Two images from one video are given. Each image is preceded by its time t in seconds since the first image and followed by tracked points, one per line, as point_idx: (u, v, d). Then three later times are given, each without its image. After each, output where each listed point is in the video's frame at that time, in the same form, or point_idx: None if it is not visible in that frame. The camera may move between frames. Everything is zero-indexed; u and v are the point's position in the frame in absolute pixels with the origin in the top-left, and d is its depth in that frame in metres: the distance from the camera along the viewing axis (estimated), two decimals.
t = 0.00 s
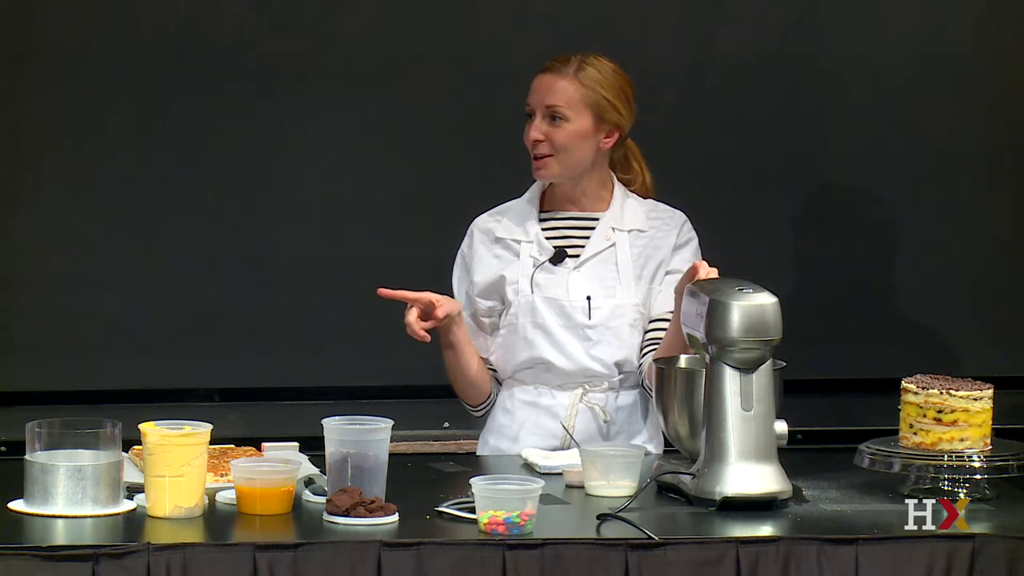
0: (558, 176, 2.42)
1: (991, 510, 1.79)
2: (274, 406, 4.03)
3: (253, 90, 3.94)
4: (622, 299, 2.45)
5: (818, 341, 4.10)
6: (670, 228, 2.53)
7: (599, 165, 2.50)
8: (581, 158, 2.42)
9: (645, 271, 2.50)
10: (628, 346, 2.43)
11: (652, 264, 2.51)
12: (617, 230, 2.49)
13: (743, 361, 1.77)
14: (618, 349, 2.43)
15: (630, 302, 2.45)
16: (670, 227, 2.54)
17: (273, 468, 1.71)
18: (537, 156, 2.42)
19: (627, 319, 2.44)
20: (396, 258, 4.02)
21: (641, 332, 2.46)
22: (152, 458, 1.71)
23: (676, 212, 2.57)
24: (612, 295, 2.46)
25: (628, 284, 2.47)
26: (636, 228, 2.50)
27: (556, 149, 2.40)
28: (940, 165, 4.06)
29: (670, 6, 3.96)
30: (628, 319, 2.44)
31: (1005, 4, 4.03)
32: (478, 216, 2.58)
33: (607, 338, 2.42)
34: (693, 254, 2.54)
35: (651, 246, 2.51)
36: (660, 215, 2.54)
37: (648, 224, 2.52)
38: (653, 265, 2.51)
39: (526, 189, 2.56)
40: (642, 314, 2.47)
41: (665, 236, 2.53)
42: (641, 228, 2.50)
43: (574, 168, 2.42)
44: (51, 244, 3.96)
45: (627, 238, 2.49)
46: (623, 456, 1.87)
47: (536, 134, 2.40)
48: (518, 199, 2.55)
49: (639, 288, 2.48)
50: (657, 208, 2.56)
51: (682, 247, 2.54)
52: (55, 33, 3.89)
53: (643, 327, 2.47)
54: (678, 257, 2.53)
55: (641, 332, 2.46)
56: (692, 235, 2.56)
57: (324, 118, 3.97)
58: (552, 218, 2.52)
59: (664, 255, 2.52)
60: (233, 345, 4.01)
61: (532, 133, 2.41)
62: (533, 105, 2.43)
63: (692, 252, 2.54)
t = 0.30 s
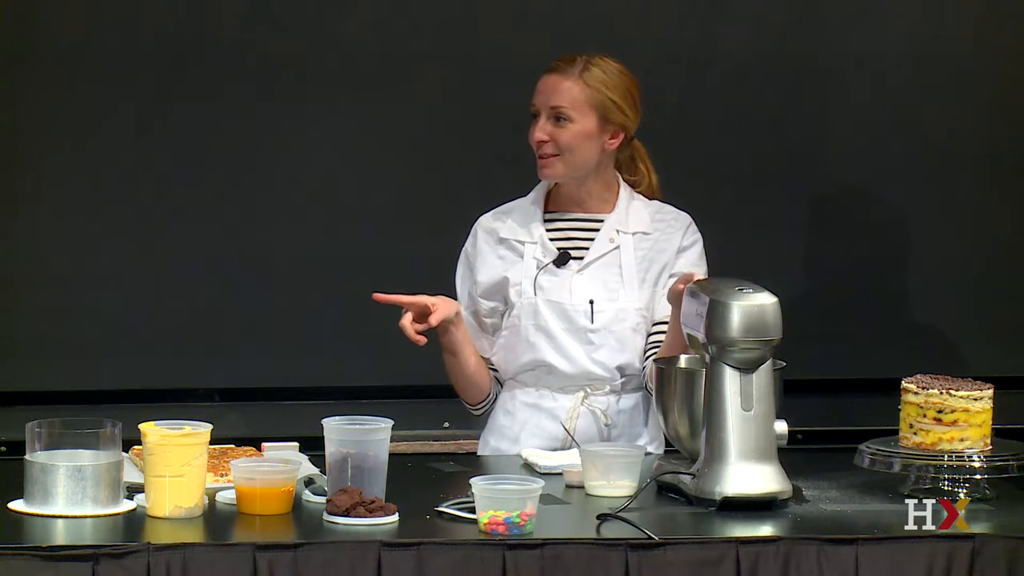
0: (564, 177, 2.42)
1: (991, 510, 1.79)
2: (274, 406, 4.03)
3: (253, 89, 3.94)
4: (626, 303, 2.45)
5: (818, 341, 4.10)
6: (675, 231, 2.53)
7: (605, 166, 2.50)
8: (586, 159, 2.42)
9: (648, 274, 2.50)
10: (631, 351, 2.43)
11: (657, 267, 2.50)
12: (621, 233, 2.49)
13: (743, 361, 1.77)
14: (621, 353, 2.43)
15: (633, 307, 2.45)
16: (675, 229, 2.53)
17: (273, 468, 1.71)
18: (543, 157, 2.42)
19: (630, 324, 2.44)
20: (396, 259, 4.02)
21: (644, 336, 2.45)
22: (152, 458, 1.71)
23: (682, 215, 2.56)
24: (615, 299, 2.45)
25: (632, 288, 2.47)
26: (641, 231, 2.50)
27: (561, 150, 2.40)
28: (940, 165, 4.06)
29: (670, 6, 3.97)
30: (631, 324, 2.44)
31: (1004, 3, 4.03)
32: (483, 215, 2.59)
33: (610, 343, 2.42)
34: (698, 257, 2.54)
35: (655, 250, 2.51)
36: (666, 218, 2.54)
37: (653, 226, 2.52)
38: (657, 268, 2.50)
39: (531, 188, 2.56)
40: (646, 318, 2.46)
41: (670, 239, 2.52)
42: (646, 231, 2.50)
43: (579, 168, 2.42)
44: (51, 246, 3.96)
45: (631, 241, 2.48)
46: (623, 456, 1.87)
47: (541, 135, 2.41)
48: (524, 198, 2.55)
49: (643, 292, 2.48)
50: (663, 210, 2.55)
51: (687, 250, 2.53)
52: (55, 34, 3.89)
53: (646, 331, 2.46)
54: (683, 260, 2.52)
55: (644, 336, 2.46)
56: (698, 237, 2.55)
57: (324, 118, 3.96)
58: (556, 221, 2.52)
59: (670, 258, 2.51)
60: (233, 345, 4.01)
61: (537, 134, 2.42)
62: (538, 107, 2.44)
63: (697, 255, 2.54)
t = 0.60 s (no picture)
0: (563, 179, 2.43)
1: (990, 510, 1.79)
2: (275, 406, 4.03)
3: (253, 89, 3.94)
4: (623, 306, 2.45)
5: (818, 341, 4.10)
6: (672, 231, 2.53)
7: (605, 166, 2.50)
8: (586, 161, 2.43)
9: (645, 276, 2.50)
10: (628, 354, 2.43)
11: (654, 268, 2.50)
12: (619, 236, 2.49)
13: (743, 361, 1.77)
14: (619, 356, 2.42)
15: (631, 309, 2.45)
16: (672, 230, 2.53)
17: (273, 468, 1.72)
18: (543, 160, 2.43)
19: (628, 327, 2.44)
20: (396, 258, 4.02)
21: (642, 338, 2.45)
22: (153, 458, 1.71)
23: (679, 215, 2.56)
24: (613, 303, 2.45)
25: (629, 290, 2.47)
26: (638, 232, 2.50)
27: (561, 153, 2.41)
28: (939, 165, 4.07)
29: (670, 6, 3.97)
30: (629, 327, 2.44)
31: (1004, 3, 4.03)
32: (481, 216, 2.59)
33: (607, 346, 2.42)
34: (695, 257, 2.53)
35: (652, 251, 2.51)
36: (662, 218, 2.54)
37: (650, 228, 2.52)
38: (654, 269, 2.51)
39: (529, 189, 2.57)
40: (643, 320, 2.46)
41: (667, 240, 2.52)
42: (644, 233, 2.50)
43: (579, 171, 2.43)
44: (51, 246, 3.96)
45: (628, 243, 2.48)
46: (623, 456, 1.87)
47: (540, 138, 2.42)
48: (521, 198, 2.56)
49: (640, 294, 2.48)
50: (660, 210, 2.55)
51: (684, 250, 2.53)
52: (55, 34, 3.89)
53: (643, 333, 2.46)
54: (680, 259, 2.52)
55: (642, 338, 2.45)
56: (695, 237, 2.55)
57: (325, 117, 3.97)
58: (556, 225, 2.52)
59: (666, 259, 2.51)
60: (233, 345, 4.01)
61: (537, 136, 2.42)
62: (537, 108, 2.44)
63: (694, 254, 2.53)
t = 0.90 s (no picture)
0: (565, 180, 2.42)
1: (990, 510, 1.79)
2: (275, 406, 4.03)
3: (253, 89, 3.94)
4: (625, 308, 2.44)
5: (818, 341, 4.10)
6: (674, 225, 2.53)
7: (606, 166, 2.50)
8: (586, 162, 2.42)
9: (648, 274, 2.50)
10: (629, 355, 2.44)
11: (654, 265, 2.50)
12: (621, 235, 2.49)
13: (743, 361, 1.77)
14: (621, 357, 2.43)
15: (633, 310, 2.44)
16: (673, 226, 2.53)
17: (273, 468, 1.72)
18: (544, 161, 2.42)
19: (630, 328, 2.43)
20: (396, 258, 4.02)
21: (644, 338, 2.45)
22: (153, 458, 1.71)
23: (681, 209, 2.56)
24: (614, 304, 2.45)
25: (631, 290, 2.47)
26: (640, 230, 2.49)
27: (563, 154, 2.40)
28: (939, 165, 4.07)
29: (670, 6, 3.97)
30: (631, 328, 2.43)
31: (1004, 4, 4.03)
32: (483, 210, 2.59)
33: (609, 348, 2.43)
34: (698, 253, 2.52)
35: (654, 249, 2.50)
36: (664, 214, 2.54)
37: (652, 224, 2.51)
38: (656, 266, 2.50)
39: (531, 187, 2.56)
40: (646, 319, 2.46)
41: (669, 236, 2.52)
42: (646, 231, 2.49)
43: (581, 171, 2.42)
44: (51, 246, 3.96)
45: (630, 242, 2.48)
46: (623, 456, 1.86)
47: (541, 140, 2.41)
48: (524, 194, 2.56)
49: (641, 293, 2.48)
50: (661, 205, 2.55)
51: (687, 245, 2.52)
52: (56, 34, 3.89)
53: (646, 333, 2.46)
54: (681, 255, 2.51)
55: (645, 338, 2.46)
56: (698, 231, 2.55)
57: (325, 117, 3.97)
58: (559, 225, 2.52)
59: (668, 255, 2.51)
60: (233, 345, 4.01)
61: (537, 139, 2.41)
62: (537, 110, 2.43)
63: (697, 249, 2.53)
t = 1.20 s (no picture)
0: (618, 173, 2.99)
1: (990, 509, 1.83)
2: (275, 406, 4.02)
3: (253, 90, 3.94)
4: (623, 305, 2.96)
5: (818, 341, 4.11)
6: (684, 238, 3.00)
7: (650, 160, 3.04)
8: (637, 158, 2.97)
9: (654, 274, 3.00)
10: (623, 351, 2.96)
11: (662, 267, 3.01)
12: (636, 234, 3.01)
13: (743, 361, 1.82)
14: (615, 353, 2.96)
15: (628, 310, 2.95)
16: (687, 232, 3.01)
17: (272, 469, 1.77)
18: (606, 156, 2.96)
19: (625, 326, 2.95)
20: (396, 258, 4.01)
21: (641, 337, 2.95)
22: (153, 458, 1.78)
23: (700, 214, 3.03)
24: (614, 300, 3.00)
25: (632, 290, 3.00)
26: (653, 232, 3.01)
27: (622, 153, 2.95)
28: (940, 166, 4.06)
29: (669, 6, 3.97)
30: (625, 326, 2.95)
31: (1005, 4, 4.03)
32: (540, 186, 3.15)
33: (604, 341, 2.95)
34: (714, 258, 2.94)
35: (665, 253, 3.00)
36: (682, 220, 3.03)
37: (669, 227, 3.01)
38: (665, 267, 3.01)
39: (575, 177, 3.11)
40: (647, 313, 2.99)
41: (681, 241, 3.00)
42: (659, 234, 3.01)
43: (634, 166, 2.99)
44: (50, 246, 3.95)
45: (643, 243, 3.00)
46: (623, 456, 1.89)
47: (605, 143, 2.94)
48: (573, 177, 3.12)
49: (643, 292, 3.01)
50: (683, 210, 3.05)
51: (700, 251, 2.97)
52: (56, 35, 3.89)
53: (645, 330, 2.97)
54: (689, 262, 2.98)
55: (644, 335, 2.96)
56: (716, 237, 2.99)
57: (325, 117, 3.97)
58: (590, 226, 3.06)
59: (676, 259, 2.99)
60: (233, 345, 4.01)
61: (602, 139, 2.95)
62: (599, 113, 2.96)
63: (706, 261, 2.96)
